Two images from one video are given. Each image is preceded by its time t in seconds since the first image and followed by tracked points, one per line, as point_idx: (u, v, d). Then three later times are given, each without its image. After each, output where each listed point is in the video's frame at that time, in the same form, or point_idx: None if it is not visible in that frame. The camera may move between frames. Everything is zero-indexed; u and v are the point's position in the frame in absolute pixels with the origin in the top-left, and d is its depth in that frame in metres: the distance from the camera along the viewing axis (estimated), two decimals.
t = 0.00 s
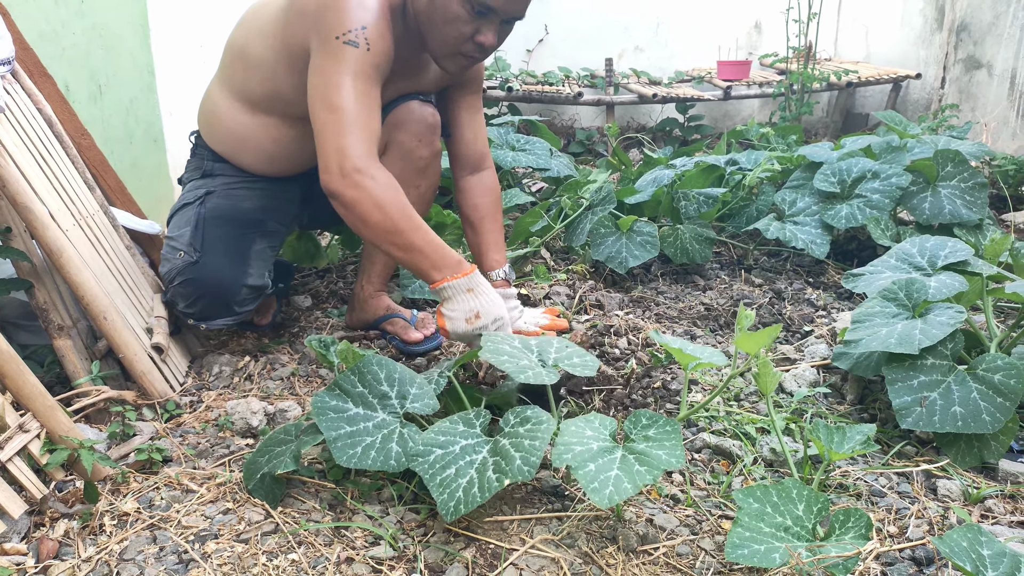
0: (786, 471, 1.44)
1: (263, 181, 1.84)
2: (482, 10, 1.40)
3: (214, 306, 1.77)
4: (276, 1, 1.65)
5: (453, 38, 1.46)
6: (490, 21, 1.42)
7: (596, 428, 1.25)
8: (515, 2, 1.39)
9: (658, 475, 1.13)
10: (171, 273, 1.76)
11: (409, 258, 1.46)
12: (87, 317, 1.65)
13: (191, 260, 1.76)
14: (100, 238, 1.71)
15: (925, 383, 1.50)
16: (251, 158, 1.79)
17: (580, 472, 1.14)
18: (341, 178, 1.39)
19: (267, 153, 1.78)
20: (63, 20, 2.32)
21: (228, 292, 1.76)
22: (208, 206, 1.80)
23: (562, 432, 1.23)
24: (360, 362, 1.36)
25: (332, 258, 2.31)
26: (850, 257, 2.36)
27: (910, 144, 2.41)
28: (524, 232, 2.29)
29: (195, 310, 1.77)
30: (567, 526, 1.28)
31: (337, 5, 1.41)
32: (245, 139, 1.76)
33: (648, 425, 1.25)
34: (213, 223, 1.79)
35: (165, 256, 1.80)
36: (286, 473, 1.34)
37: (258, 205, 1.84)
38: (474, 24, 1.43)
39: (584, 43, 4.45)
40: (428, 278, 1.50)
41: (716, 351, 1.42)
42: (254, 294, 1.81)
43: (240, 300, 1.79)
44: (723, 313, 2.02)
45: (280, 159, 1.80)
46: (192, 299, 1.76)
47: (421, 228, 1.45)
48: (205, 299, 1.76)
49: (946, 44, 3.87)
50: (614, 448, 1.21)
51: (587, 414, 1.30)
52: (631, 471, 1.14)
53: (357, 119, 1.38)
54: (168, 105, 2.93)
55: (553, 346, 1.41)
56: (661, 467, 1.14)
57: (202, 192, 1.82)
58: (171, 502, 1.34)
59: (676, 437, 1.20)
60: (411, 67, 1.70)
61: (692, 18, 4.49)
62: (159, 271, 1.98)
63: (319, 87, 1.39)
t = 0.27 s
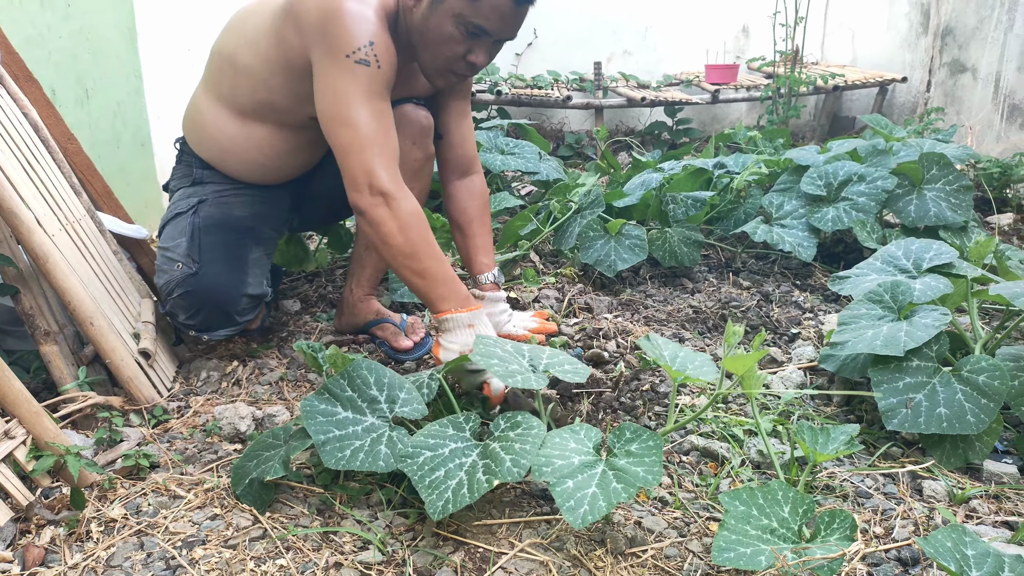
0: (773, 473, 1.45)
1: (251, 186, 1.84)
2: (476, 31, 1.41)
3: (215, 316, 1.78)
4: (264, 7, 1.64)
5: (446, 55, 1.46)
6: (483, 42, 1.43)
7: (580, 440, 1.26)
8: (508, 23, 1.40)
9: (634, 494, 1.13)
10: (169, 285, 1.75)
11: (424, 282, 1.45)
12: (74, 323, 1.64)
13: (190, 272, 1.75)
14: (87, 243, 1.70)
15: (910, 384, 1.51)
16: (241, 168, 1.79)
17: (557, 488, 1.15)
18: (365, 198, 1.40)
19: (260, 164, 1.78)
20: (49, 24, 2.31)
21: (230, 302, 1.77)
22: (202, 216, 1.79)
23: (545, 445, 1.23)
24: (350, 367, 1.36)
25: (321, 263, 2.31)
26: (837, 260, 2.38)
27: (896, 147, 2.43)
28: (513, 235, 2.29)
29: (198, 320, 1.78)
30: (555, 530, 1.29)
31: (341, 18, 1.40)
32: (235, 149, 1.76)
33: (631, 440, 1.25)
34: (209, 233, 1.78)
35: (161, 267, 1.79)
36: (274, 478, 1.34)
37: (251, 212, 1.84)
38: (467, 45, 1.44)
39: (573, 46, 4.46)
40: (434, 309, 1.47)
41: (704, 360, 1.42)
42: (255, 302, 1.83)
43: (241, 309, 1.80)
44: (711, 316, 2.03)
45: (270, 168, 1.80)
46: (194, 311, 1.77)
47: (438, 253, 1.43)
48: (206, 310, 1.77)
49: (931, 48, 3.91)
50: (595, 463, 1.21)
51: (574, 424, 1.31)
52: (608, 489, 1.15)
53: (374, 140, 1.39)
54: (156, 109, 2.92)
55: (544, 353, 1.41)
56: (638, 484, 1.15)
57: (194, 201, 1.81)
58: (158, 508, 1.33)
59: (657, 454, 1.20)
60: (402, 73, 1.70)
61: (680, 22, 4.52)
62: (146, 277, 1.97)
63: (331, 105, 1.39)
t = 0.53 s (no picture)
0: (762, 471, 1.45)
1: (239, 187, 1.83)
2: (471, 35, 1.41)
3: (202, 320, 1.77)
4: (257, 4, 1.63)
5: (441, 60, 1.47)
6: (478, 46, 1.43)
7: (573, 439, 1.26)
8: (505, 28, 1.40)
9: (635, 487, 1.14)
10: (155, 288, 1.74)
11: (392, 269, 1.42)
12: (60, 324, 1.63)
13: (177, 275, 1.74)
14: (74, 244, 1.69)
15: (898, 383, 1.52)
16: (232, 165, 1.78)
17: (557, 484, 1.15)
18: (319, 179, 1.38)
19: (251, 162, 1.77)
20: (35, 24, 2.30)
21: (217, 307, 1.77)
22: (190, 219, 1.79)
23: (538, 443, 1.23)
24: (337, 370, 1.35)
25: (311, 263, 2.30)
26: (826, 259, 2.39)
27: (884, 147, 2.44)
28: (503, 235, 2.30)
29: (184, 325, 1.77)
30: (545, 530, 1.28)
31: (323, 6, 1.41)
32: (227, 148, 1.75)
33: (624, 436, 1.25)
34: (197, 236, 1.79)
35: (147, 270, 1.77)
36: (262, 480, 1.33)
37: (241, 215, 1.83)
38: (462, 49, 1.44)
39: (563, 47, 4.46)
40: (406, 291, 1.44)
41: (694, 361, 1.42)
42: (242, 307, 1.82)
43: (228, 313, 1.80)
44: (700, 315, 2.03)
45: (262, 168, 1.79)
46: (181, 315, 1.75)
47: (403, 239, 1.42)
48: (193, 314, 1.75)
49: (920, 48, 3.93)
50: (590, 460, 1.21)
51: (563, 426, 1.31)
52: (608, 483, 1.15)
53: (339, 122, 1.37)
54: (143, 109, 2.91)
55: (529, 352, 1.41)
56: (638, 479, 1.15)
57: (183, 203, 1.80)
58: (145, 510, 1.32)
59: (652, 448, 1.21)
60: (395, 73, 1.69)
61: (670, 22, 4.53)
62: (134, 278, 1.96)
63: (299, 88, 1.38)
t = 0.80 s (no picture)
0: (757, 471, 1.45)
1: (233, 188, 1.83)
2: (456, 30, 1.41)
3: (193, 317, 1.78)
4: (248, 10, 1.63)
5: (427, 56, 1.46)
6: (464, 41, 1.43)
7: (564, 442, 1.26)
8: (489, 22, 1.39)
9: (623, 495, 1.14)
10: (148, 285, 1.74)
11: (405, 285, 1.47)
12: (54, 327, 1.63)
13: (169, 272, 1.74)
14: (67, 246, 1.68)
15: (892, 383, 1.52)
16: (226, 170, 1.78)
17: (545, 491, 1.15)
18: (341, 212, 1.40)
19: (242, 165, 1.77)
20: (28, 25, 2.29)
21: (209, 304, 1.77)
22: (183, 216, 1.78)
23: (530, 447, 1.23)
24: (332, 370, 1.35)
25: (305, 265, 2.30)
26: (819, 260, 2.40)
27: (877, 148, 2.45)
28: (498, 237, 2.30)
29: (175, 321, 1.77)
30: (540, 531, 1.29)
31: (316, 30, 1.39)
32: (218, 152, 1.75)
33: (616, 439, 1.25)
34: (190, 233, 1.78)
35: (140, 266, 1.77)
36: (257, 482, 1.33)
37: (236, 214, 1.82)
38: (447, 44, 1.43)
39: (558, 48, 4.47)
40: (422, 307, 1.49)
41: (684, 358, 1.43)
42: (234, 304, 1.83)
43: (220, 310, 1.80)
44: (695, 316, 2.04)
45: (252, 170, 1.79)
46: (172, 312, 1.76)
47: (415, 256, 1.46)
48: (184, 311, 1.76)
49: (912, 50, 3.95)
50: (581, 464, 1.22)
51: (555, 427, 1.31)
52: (596, 491, 1.16)
53: (349, 152, 1.39)
54: (137, 111, 2.90)
55: (523, 351, 1.41)
56: (626, 486, 1.16)
57: (177, 201, 1.79)
58: (140, 513, 1.32)
59: (643, 454, 1.21)
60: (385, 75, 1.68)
61: (664, 24, 4.54)
62: (128, 280, 1.95)
63: (307, 121, 1.39)
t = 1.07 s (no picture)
0: (751, 471, 1.46)
1: (228, 190, 1.82)
2: (451, 47, 1.42)
3: (188, 316, 1.77)
4: (247, 13, 1.62)
5: (423, 69, 1.48)
6: (459, 56, 1.45)
7: (564, 441, 1.27)
8: (484, 39, 1.41)
9: (625, 491, 1.15)
10: (143, 283, 1.75)
11: (412, 288, 1.41)
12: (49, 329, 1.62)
13: (164, 270, 1.75)
14: (62, 248, 1.68)
15: (884, 383, 1.53)
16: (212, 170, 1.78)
17: (548, 486, 1.15)
18: (349, 207, 1.39)
19: (229, 167, 1.77)
20: (22, 27, 2.28)
21: (204, 303, 1.77)
22: (178, 216, 1.78)
23: (531, 444, 1.24)
24: (327, 373, 1.35)
25: (300, 266, 2.30)
26: (813, 261, 2.41)
27: (870, 149, 2.47)
28: (493, 238, 2.30)
29: (171, 319, 1.78)
30: (536, 531, 1.29)
31: (314, 36, 1.41)
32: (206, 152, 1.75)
33: (615, 439, 1.26)
34: (185, 232, 1.78)
35: (135, 265, 1.78)
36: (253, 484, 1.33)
37: (231, 213, 1.82)
38: (443, 59, 1.45)
39: (552, 50, 4.47)
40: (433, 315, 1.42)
41: (680, 360, 1.44)
42: (230, 302, 1.83)
43: (215, 308, 1.79)
44: (689, 317, 2.05)
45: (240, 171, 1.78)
46: (167, 310, 1.76)
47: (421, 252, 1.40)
48: (179, 309, 1.76)
49: (905, 52, 3.97)
50: (581, 462, 1.22)
51: (555, 427, 1.31)
52: (598, 487, 1.16)
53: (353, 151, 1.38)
54: (131, 112, 2.89)
55: (521, 351, 1.41)
56: (628, 482, 1.16)
57: (172, 201, 1.79)
58: (135, 515, 1.32)
59: (642, 453, 1.22)
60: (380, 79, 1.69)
61: (658, 26, 4.56)
62: (123, 282, 1.95)
63: (305, 121, 1.40)
